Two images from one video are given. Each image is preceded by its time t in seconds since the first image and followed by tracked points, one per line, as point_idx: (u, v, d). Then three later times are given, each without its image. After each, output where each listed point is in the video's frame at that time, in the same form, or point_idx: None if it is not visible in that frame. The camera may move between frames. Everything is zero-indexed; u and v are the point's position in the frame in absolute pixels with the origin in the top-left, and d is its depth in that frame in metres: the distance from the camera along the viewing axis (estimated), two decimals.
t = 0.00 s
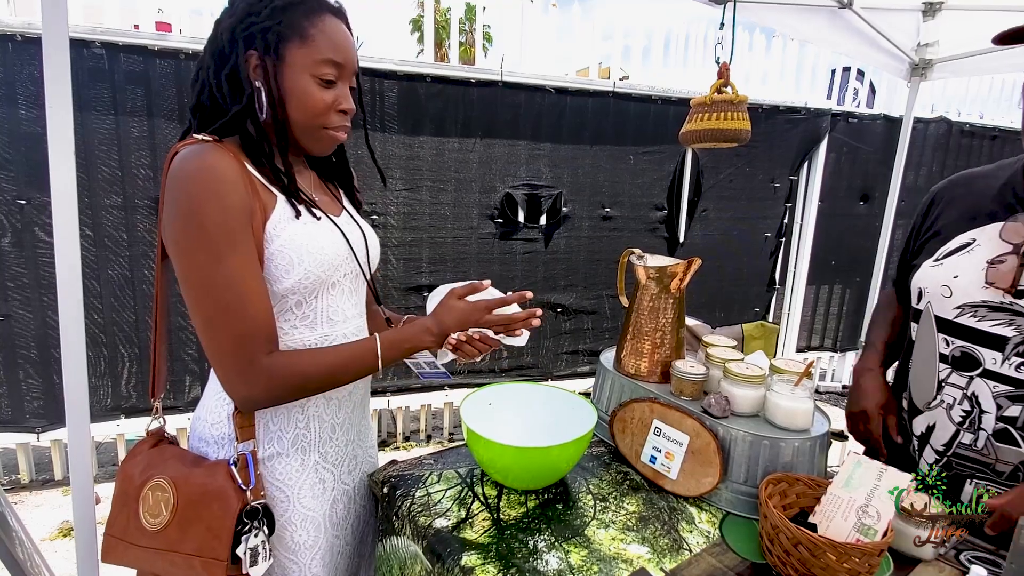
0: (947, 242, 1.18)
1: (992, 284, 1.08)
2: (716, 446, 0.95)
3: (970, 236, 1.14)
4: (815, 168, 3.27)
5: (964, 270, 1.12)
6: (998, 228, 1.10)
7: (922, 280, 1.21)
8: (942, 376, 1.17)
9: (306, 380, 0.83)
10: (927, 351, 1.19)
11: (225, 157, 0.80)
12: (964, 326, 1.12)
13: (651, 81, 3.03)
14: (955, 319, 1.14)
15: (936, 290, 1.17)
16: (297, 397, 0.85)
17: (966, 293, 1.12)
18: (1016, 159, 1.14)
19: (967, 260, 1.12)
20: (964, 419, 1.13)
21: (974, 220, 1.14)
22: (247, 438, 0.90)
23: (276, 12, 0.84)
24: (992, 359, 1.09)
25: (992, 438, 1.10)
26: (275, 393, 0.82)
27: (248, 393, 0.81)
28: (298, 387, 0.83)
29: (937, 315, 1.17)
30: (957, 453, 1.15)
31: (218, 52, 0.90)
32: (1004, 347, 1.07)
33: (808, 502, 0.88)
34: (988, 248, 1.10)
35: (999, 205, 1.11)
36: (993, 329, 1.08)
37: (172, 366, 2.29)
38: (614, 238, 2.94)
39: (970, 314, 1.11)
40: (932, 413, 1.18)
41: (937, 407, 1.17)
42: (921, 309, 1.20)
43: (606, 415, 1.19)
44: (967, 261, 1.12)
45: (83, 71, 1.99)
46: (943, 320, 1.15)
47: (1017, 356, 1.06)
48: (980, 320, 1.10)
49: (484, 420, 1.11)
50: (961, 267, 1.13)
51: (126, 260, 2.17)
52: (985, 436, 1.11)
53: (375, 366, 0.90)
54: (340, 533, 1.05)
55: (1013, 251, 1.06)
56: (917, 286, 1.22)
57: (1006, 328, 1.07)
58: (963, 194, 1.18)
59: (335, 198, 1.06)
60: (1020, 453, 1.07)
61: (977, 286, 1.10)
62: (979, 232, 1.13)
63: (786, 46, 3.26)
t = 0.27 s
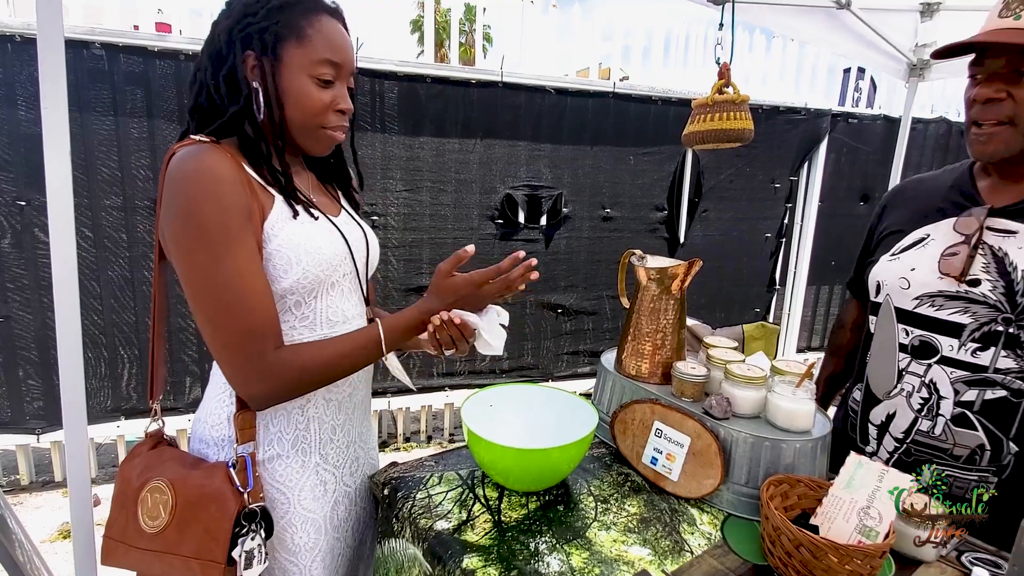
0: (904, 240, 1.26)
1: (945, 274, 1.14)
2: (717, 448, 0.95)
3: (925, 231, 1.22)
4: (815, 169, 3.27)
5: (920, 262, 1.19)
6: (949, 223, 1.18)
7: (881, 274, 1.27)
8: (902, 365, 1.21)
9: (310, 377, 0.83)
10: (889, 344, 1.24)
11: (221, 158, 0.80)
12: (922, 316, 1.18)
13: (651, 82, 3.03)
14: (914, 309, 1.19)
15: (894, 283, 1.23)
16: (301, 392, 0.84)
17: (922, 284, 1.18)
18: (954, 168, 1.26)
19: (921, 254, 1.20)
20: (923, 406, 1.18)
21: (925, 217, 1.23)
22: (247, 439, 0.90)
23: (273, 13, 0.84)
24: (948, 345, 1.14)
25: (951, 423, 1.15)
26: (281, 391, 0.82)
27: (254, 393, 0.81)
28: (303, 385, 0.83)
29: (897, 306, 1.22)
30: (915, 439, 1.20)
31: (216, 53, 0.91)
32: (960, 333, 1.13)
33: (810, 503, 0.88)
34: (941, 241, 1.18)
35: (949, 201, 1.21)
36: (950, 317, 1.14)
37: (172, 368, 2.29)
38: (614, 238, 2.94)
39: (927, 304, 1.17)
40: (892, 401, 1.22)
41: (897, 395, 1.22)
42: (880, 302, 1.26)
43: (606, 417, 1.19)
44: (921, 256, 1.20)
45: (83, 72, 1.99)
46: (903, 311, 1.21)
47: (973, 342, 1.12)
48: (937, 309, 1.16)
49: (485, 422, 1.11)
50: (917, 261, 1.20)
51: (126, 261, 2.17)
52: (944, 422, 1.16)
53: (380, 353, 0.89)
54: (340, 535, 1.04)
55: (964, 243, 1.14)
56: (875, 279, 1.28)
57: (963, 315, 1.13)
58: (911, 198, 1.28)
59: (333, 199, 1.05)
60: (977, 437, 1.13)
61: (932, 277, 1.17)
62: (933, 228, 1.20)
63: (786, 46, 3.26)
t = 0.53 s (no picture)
0: (883, 239, 1.25)
1: (931, 271, 1.14)
2: (718, 448, 0.95)
3: (904, 230, 1.21)
4: (815, 169, 3.27)
5: (904, 261, 1.18)
6: (925, 220, 1.18)
7: (864, 275, 1.25)
8: (895, 364, 1.20)
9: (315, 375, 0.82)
10: (878, 343, 1.23)
11: (217, 159, 0.79)
12: (912, 314, 1.17)
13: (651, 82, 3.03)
14: (903, 307, 1.18)
15: (879, 282, 1.22)
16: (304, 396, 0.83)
17: (909, 282, 1.17)
18: (923, 164, 1.26)
19: (904, 253, 1.19)
20: (919, 403, 1.17)
21: (901, 217, 1.23)
22: (248, 441, 0.90)
23: (272, 15, 0.84)
24: (941, 341, 1.13)
25: (947, 417, 1.14)
26: (287, 391, 0.81)
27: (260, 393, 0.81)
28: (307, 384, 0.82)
29: (884, 306, 1.21)
30: (915, 436, 1.18)
31: (215, 54, 0.90)
32: (953, 328, 1.12)
33: (811, 504, 0.88)
34: (923, 238, 1.17)
35: (922, 200, 1.21)
36: (941, 313, 1.13)
37: (172, 369, 2.29)
38: (614, 239, 2.94)
39: (916, 301, 1.16)
40: (890, 402, 1.21)
41: (894, 395, 1.20)
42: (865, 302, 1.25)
43: (607, 417, 1.19)
44: (903, 255, 1.19)
45: (82, 73, 1.99)
46: (891, 309, 1.20)
47: (965, 336, 1.12)
48: (927, 306, 1.15)
49: (485, 423, 1.11)
50: (901, 259, 1.19)
51: (126, 262, 2.17)
52: (941, 418, 1.15)
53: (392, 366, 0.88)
54: (340, 536, 1.04)
55: (947, 239, 1.14)
56: (858, 280, 1.26)
57: (954, 310, 1.12)
58: (886, 197, 1.27)
59: (332, 201, 1.05)
60: (969, 427, 1.12)
61: (918, 275, 1.16)
62: (912, 226, 1.20)
63: (785, 46, 3.25)
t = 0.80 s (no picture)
0: (872, 240, 1.25)
1: (921, 270, 1.14)
2: (718, 448, 0.94)
3: (894, 231, 1.21)
4: (814, 169, 3.27)
5: (895, 261, 1.18)
6: (913, 221, 1.18)
7: (856, 276, 1.24)
8: (888, 363, 1.20)
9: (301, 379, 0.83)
10: (871, 342, 1.23)
11: (217, 159, 0.80)
12: (904, 313, 1.16)
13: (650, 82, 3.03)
14: (896, 306, 1.18)
15: (870, 282, 1.21)
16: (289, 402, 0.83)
17: (900, 282, 1.16)
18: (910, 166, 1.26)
19: (894, 253, 1.19)
20: (912, 400, 1.16)
21: (890, 218, 1.23)
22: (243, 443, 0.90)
23: (275, 17, 0.84)
24: (933, 339, 1.13)
25: (939, 411, 1.14)
26: (271, 396, 0.82)
27: (242, 398, 0.81)
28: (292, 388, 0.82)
29: (875, 306, 1.21)
30: (909, 431, 1.18)
31: (217, 55, 0.91)
32: (945, 325, 1.12)
33: (810, 503, 0.88)
34: (913, 238, 1.17)
35: (911, 201, 1.21)
36: (933, 311, 1.13)
37: (172, 370, 2.29)
38: (614, 239, 2.94)
39: (907, 300, 1.16)
40: (883, 400, 1.20)
41: (886, 394, 1.20)
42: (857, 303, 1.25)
43: (606, 418, 1.19)
44: (894, 254, 1.19)
45: (81, 75, 1.99)
46: (883, 308, 1.19)
47: (956, 333, 1.11)
48: (918, 304, 1.15)
49: (485, 423, 1.11)
50: (892, 259, 1.19)
51: (125, 264, 2.17)
52: (933, 412, 1.15)
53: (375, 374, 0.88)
54: (337, 536, 1.04)
55: (936, 238, 1.13)
56: (851, 281, 1.26)
57: (945, 309, 1.12)
58: (875, 199, 1.28)
59: (332, 202, 1.05)
60: (964, 422, 1.12)
61: (908, 274, 1.16)
62: (902, 226, 1.20)
63: (784, 46, 3.24)
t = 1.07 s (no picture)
0: (887, 242, 1.25)
1: (933, 272, 1.14)
2: (717, 448, 0.95)
3: (910, 232, 1.21)
4: (813, 169, 3.28)
5: (907, 263, 1.18)
6: (932, 221, 1.18)
7: (870, 277, 1.25)
8: (897, 365, 1.21)
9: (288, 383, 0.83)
10: (882, 344, 1.24)
11: (219, 161, 0.80)
12: (914, 315, 1.17)
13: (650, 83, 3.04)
14: (907, 309, 1.18)
15: (884, 284, 1.22)
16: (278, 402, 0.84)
17: (912, 283, 1.17)
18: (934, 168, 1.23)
19: (908, 254, 1.19)
20: (918, 400, 1.18)
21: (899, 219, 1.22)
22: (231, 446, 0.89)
23: (279, 20, 0.84)
24: (942, 342, 1.13)
25: (946, 415, 1.15)
26: (256, 398, 0.82)
27: (226, 399, 0.81)
28: (279, 392, 0.83)
29: (887, 307, 1.21)
30: (915, 430, 1.20)
31: (220, 56, 0.90)
32: (953, 329, 1.12)
33: (810, 503, 0.88)
34: (928, 239, 1.17)
35: (931, 202, 1.19)
36: (942, 314, 1.13)
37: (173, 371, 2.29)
38: (614, 240, 2.94)
39: (918, 302, 1.16)
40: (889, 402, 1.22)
41: (894, 395, 1.22)
42: (870, 304, 1.25)
43: (606, 418, 1.19)
44: (908, 255, 1.19)
45: (82, 76, 1.99)
46: (894, 310, 1.20)
47: (965, 337, 1.11)
48: (928, 307, 1.15)
49: (486, 423, 1.11)
50: (905, 261, 1.19)
51: (125, 264, 2.17)
52: (939, 415, 1.16)
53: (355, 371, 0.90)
54: (337, 537, 1.05)
55: (949, 240, 1.13)
56: (865, 282, 1.26)
57: (956, 312, 1.12)
58: (895, 201, 1.26)
59: (332, 203, 1.06)
60: (973, 429, 1.12)
61: (920, 276, 1.16)
62: (918, 228, 1.20)
63: (783, 47, 3.24)
